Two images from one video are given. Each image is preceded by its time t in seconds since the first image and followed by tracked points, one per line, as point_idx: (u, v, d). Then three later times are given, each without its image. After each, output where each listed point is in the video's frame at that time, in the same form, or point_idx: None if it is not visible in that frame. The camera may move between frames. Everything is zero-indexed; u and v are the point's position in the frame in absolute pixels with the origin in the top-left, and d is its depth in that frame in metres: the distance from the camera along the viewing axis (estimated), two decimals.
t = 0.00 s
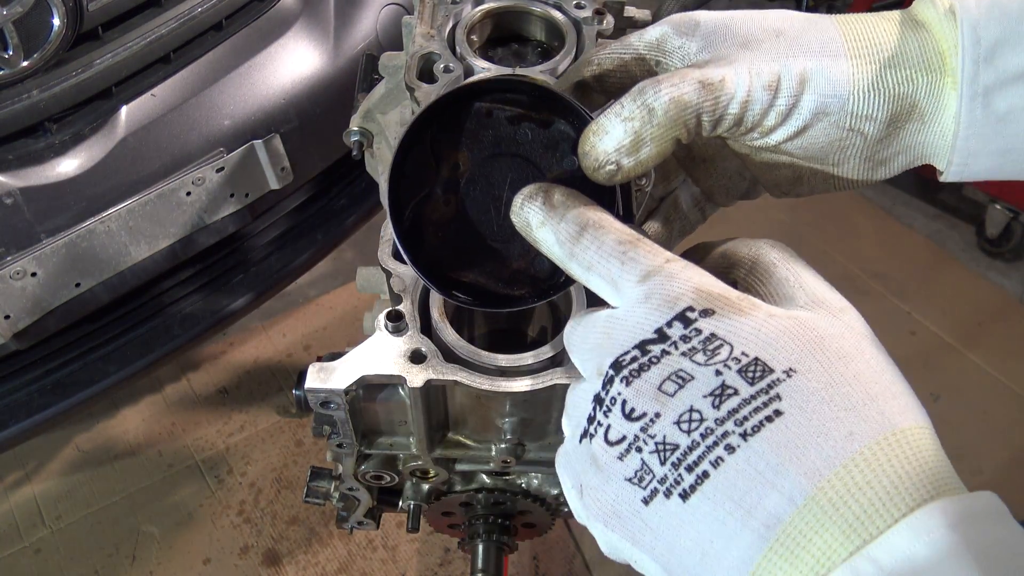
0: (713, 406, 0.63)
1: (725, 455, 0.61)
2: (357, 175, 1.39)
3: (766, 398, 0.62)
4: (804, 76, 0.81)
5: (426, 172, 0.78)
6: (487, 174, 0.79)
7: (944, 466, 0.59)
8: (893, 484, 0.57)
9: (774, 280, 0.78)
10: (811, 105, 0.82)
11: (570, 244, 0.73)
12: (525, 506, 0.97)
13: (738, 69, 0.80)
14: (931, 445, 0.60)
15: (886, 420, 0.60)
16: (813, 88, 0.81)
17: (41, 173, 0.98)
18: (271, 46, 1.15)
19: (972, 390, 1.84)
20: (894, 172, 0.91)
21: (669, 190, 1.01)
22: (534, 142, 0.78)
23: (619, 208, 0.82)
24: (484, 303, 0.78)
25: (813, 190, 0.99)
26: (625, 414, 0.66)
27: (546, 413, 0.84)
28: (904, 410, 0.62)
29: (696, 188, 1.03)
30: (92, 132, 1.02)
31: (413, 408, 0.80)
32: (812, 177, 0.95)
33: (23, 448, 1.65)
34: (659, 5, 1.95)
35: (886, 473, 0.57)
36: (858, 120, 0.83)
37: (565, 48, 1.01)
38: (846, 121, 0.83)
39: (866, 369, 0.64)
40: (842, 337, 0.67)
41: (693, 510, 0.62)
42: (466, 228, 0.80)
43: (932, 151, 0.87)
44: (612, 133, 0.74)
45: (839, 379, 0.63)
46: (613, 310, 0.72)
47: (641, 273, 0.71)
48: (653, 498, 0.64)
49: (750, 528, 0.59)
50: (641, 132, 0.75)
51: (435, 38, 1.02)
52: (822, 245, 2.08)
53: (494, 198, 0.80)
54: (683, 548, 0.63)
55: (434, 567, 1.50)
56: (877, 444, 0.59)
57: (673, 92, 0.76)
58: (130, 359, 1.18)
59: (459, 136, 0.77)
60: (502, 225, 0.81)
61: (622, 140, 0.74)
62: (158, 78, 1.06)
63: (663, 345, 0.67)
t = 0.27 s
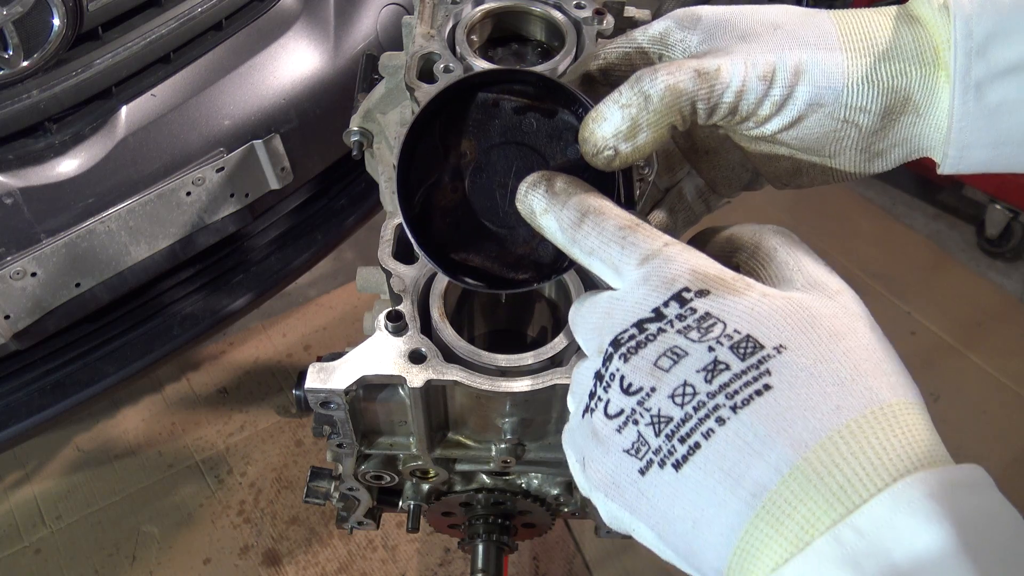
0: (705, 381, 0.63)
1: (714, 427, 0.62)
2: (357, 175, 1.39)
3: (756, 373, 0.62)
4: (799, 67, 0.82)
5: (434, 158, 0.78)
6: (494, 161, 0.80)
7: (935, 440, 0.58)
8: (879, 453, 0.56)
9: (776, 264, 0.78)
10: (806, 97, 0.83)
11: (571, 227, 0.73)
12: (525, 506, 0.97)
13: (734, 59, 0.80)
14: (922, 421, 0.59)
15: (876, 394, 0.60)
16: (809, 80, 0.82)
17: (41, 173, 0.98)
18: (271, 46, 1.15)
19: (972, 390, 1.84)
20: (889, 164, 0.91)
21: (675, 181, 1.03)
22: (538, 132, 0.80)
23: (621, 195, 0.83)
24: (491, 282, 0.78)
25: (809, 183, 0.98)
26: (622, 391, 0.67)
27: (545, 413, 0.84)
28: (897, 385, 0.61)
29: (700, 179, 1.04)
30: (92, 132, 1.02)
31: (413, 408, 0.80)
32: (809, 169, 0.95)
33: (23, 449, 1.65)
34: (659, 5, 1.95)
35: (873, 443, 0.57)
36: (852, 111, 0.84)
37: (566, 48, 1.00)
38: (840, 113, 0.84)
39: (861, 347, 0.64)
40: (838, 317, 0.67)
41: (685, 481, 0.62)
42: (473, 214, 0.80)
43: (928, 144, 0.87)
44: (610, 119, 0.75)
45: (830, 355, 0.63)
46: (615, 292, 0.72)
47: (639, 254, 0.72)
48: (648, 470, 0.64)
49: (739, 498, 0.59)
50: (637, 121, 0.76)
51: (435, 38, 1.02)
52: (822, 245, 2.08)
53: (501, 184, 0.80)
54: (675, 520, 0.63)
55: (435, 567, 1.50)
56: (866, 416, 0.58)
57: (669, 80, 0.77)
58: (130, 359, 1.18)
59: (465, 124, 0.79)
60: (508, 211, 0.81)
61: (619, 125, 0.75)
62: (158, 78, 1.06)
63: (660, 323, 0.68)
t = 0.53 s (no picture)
0: (724, 423, 0.64)
1: (734, 472, 0.63)
2: (357, 175, 1.39)
3: (776, 417, 0.63)
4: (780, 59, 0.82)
5: (438, 152, 0.81)
6: (497, 152, 0.81)
7: (953, 482, 0.59)
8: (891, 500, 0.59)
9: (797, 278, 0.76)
10: (788, 86, 0.83)
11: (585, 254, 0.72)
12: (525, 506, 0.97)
13: (719, 49, 0.82)
14: (941, 461, 0.60)
15: (894, 438, 0.61)
16: (789, 70, 0.83)
17: (41, 173, 0.98)
18: (272, 46, 1.15)
19: (972, 390, 1.84)
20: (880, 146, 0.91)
21: (676, 167, 1.03)
22: (538, 123, 0.82)
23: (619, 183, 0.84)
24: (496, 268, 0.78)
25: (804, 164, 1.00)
26: (641, 425, 0.67)
27: (546, 413, 0.84)
28: (917, 423, 0.62)
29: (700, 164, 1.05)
30: (92, 132, 1.02)
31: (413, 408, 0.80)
32: (801, 152, 0.97)
33: (22, 449, 1.65)
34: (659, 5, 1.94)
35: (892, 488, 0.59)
36: (836, 98, 0.84)
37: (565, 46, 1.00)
38: (823, 101, 0.85)
39: (881, 382, 0.64)
40: (859, 347, 0.66)
41: (705, 520, 0.64)
42: (476, 205, 0.81)
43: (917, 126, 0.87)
44: (601, 110, 0.77)
45: (849, 396, 0.63)
46: (631, 319, 0.71)
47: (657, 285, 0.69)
48: (669, 505, 0.66)
49: (758, 543, 0.61)
50: (628, 110, 0.78)
51: (435, 38, 1.02)
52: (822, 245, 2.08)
53: (504, 173, 0.81)
54: (696, 556, 0.65)
55: (435, 567, 1.50)
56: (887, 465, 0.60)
57: (656, 71, 0.79)
58: (130, 359, 1.18)
59: (465, 117, 0.81)
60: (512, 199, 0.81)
61: (610, 114, 0.77)
62: (158, 78, 1.06)
63: (678, 358, 0.66)
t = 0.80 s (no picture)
0: (715, 510, 0.63)
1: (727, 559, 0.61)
2: (357, 175, 1.39)
3: (758, 502, 0.61)
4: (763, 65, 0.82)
5: (445, 165, 0.79)
6: (503, 163, 0.80)
7: (950, 558, 0.56)
8: None
9: (788, 343, 0.72)
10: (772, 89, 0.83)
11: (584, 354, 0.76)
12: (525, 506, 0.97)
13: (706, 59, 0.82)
14: (936, 534, 0.57)
15: (880, 514, 0.58)
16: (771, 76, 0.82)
17: (40, 173, 0.98)
18: (271, 46, 1.15)
19: (972, 390, 1.84)
20: (871, 148, 0.87)
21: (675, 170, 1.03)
22: (542, 134, 0.81)
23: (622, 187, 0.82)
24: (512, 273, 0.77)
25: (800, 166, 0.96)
26: (652, 515, 0.68)
27: (546, 413, 0.84)
28: (906, 496, 0.59)
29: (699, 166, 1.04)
30: (91, 132, 1.02)
31: (413, 408, 0.80)
32: (793, 156, 0.93)
33: (22, 449, 1.65)
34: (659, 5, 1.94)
35: None
36: (821, 102, 0.82)
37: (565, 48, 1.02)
38: (807, 105, 0.83)
39: (861, 455, 0.61)
40: (839, 420, 0.64)
41: None
42: (485, 215, 0.80)
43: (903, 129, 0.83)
44: (596, 119, 0.77)
45: (826, 476, 0.61)
46: (628, 411, 0.72)
47: (634, 374, 0.72)
48: None
49: None
50: (624, 117, 0.78)
51: (435, 38, 1.02)
52: (822, 245, 2.08)
53: (509, 183, 0.80)
54: None
55: (435, 567, 1.50)
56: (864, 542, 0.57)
57: (645, 81, 0.80)
58: (130, 359, 1.18)
59: (471, 131, 0.80)
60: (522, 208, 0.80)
61: (602, 123, 0.77)
62: (158, 79, 1.06)
63: (673, 448, 0.68)
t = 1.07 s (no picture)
0: (690, 511, 0.70)
1: (708, 554, 0.69)
2: (357, 174, 1.39)
3: (714, 501, 0.68)
4: None
5: (461, 74, 0.79)
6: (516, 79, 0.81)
7: (874, 519, 0.63)
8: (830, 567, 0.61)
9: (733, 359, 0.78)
10: None
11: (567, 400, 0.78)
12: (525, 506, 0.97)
13: None
14: (863, 501, 0.63)
15: (801, 496, 0.65)
16: None
17: (40, 173, 0.98)
18: (271, 46, 1.15)
19: (972, 390, 1.84)
20: (872, 88, 0.86)
21: (681, 118, 0.93)
22: (556, 51, 0.80)
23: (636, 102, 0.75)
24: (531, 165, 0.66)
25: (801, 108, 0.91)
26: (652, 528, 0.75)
27: (545, 413, 0.84)
28: (827, 475, 0.65)
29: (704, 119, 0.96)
30: (91, 132, 1.02)
31: (413, 408, 0.80)
32: (798, 92, 0.89)
33: (23, 448, 1.65)
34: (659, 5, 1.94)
35: (823, 557, 0.62)
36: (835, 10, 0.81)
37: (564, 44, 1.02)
38: (822, 15, 0.82)
39: (788, 448, 0.68)
40: (766, 420, 0.70)
41: None
42: (504, 128, 0.80)
43: (907, 66, 0.82)
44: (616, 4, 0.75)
45: (764, 473, 0.67)
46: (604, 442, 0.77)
47: (604, 407, 0.73)
48: None
49: None
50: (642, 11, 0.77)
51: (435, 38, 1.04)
52: (823, 245, 2.08)
53: (525, 99, 0.81)
54: None
55: (435, 567, 1.50)
56: (800, 527, 0.64)
57: None
58: (130, 359, 1.18)
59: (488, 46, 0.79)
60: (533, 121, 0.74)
61: (622, 11, 0.75)
62: (158, 78, 1.06)
63: (652, 470, 0.73)
